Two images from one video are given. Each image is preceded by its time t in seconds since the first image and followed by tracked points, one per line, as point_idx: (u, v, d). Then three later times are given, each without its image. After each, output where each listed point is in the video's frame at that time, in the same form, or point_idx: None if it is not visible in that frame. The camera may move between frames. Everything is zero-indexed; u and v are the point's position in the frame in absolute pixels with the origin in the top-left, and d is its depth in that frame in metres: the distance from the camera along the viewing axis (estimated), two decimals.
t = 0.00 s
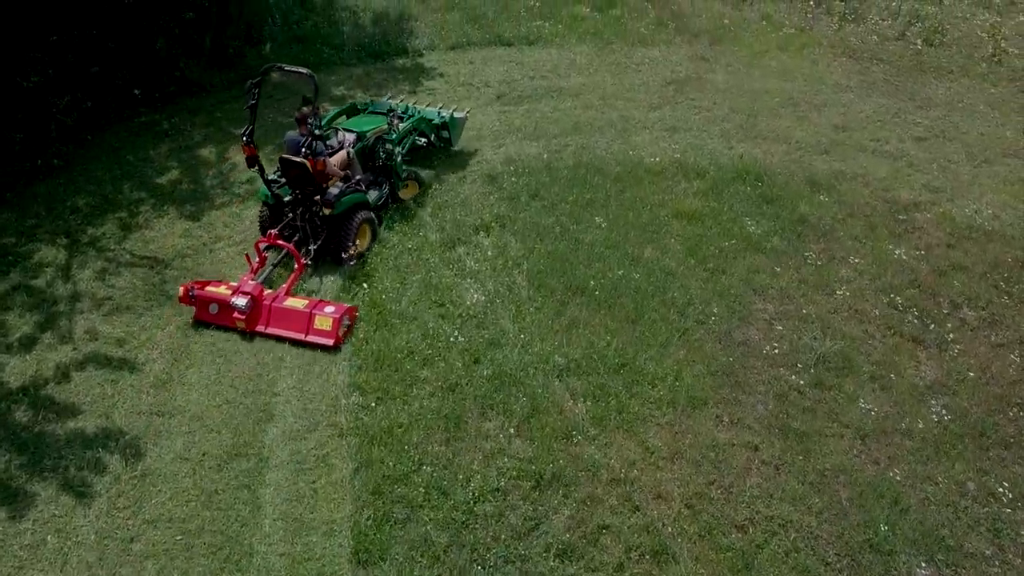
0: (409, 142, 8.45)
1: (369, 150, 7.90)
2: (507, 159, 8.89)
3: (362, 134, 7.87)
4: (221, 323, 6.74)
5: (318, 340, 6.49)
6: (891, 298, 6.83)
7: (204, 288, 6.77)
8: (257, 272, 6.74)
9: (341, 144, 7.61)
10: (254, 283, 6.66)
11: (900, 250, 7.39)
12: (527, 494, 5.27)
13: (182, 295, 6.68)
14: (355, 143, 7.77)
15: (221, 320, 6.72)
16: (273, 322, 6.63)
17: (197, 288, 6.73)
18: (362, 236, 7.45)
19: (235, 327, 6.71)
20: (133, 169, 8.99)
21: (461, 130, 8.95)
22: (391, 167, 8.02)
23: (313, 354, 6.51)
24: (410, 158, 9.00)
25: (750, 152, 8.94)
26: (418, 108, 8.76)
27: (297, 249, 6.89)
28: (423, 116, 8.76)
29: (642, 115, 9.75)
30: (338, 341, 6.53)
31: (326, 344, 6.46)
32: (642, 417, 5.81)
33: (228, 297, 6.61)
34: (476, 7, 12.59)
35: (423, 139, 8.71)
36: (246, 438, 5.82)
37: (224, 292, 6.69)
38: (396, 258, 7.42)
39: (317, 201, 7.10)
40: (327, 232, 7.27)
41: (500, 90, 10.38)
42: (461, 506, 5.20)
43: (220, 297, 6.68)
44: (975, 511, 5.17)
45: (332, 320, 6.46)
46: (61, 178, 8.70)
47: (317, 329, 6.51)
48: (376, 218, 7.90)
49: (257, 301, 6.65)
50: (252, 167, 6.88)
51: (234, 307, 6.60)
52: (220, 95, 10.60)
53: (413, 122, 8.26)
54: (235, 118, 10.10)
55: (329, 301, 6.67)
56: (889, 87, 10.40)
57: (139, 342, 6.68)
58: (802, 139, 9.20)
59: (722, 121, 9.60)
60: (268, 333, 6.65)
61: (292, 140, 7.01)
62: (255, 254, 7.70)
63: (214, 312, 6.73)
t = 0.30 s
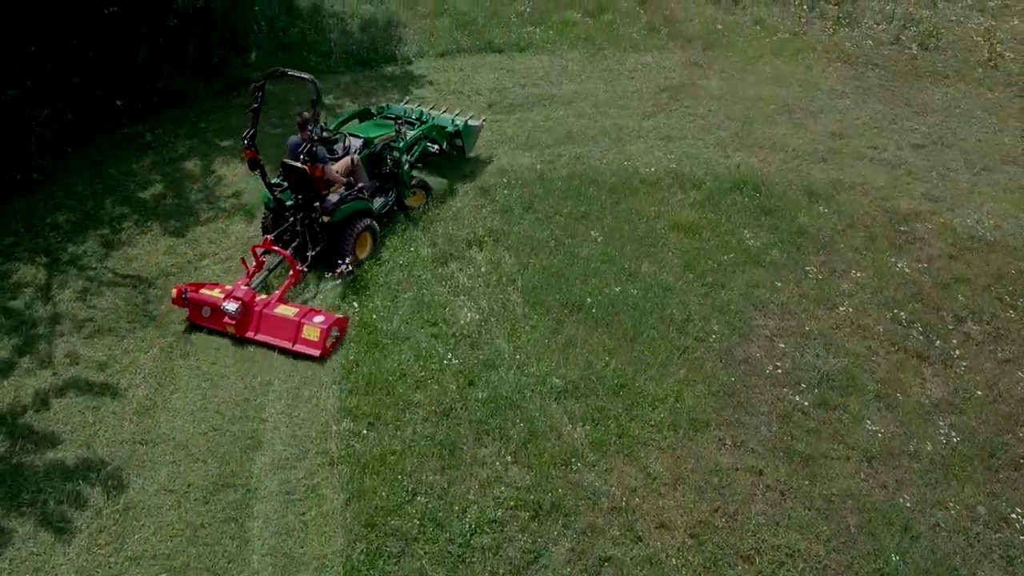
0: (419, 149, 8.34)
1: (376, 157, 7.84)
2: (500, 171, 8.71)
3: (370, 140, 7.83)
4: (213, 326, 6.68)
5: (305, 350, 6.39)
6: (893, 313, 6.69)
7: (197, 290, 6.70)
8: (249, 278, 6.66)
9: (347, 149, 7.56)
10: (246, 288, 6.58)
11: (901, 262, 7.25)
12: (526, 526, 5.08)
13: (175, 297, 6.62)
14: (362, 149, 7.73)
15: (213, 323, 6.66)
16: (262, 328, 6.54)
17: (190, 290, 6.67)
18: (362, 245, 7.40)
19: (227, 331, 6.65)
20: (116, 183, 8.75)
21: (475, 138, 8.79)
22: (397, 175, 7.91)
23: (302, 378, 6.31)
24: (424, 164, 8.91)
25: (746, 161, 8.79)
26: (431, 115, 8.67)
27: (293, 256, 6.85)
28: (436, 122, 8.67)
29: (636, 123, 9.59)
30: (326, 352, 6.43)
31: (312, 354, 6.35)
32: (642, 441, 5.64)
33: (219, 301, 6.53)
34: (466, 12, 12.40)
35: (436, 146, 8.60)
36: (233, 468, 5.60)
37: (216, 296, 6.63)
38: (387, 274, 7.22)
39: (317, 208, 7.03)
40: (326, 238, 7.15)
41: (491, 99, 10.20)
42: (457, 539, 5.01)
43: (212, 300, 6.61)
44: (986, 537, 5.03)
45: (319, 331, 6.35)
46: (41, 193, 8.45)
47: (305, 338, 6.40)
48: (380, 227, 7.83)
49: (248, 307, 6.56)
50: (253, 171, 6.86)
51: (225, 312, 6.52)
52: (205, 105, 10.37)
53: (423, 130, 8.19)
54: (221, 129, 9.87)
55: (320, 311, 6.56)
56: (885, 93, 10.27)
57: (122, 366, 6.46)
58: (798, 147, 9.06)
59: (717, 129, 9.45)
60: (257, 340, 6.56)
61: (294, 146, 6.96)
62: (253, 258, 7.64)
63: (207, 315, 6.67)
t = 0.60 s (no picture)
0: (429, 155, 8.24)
1: (381, 163, 7.72)
2: (491, 182, 8.54)
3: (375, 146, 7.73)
4: (205, 328, 6.70)
5: (290, 359, 6.34)
6: (894, 327, 6.57)
7: (190, 292, 6.72)
8: (241, 282, 6.66)
9: (351, 155, 7.47)
10: (237, 292, 6.58)
11: (901, 274, 7.13)
12: (524, 557, 4.91)
13: (168, 298, 6.65)
14: (367, 155, 7.64)
15: (205, 326, 6.68)
16: (250, 334, 6.52)
17: (184, 291, 6.70)
18: (362, 252, 7.27)
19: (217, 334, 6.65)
20: (96, 198, 8.51)
21: (488, 145, 8.70)
22: (402, 182, 7.81)
23: (290, 402, 6.12)
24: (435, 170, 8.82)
25: (741, 170, 8.66)
26: (445, 120, 8.57)
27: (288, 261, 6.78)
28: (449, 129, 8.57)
29: (629, 131, 9.44)
30: (311, 360, 6.36)
31: (296, 363, 6.30)
32: (642, 465, 5.48)
33: (209, 304, 6.54)
34: (454, 18, 12.21)
35: (448, 152, 8.50)
36: (219, 499, 5.40)
37: (207, 298, 6.64)
38: (377, 291, 7.04)
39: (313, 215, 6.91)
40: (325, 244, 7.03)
41: (482, 107, 10.03)
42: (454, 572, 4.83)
43: (203, 303, 6.62)
44: (996, 561, 4.90)
45: (304, 340, 6.28)
46: (18, 209, 8.19)
47: (290, 347, 6.35)
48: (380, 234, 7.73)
49: (237, 312, 6.54)
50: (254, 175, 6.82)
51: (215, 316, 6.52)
52: (188, 116, 10.14)
53: (432, 136, 8.08)
54: (204, 140, 9.65)
55: (309, 318, 6.51)
56: (880, 98, 10.17)
57: (103, 391, 6.24)
58: (794, 155, 8.94)
59: (711, 137, 9.31)
60: (245, 345, 6.54)
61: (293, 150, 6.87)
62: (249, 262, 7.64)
63: (199, 317, 6.69)
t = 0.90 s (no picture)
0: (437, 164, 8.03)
1: (384, 170, 7.64)
2: (477, 192, 8.39)
3: (378, 152, 7.65)
4: (193, 328, 6.72)
5: (269, 364, 6.29)
6: (888, 337, 6.47)
7: (181, 290, 6.76)
8: (230, 283, 6.68)
9: (354, 161, 7.37)
10: (224, 293, 6.59)
11: (894, 282, 7.03)
12: None
13: (159, 294, 6.71)
14: (370, 162, 7.55)
15: (193, 325, 6.71)
16: (234, 336, 6.51)
17: (175, 289, 6.75)
18: (357, 258, 7.19)
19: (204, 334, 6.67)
20: (71, 214, 8.28)
21: (500, 155, 8.50)
22: (405, 191, 7.69)
23: (273, 426, 5.93)
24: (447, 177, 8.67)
25: (730, 177, 8.55)
26: (457, 129, 8.40)
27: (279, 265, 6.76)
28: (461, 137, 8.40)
29: (617, 138, 9.31)
30: (290, 367, 6.30)
31: (275, 369, 6.25)
32: (637, 485, 5.34)
33: (197, 303, 6.56)
34: (437, 23, 12.04)
35: (458, 161, 8.31)
36: (200, 530, 5.21)
37: (197, 297, 6.67)
38: (362, 308, 6.86)
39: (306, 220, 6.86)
40: (319, 249, 6.96)
41: (467, 115, 9.87)
42: None
43: (191, 302, 6.65)
44: None
45: (284, 347, 6.23)
46: None
47: (271, 353, 6.30)
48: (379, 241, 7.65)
49: (223, 313, 6.54)
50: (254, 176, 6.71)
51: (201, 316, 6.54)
52: (167, 126, 9.91)
53: (439, 144, 7.89)
54: (183, 152, 9.43)
55: (293, 325, 6.47)
56: (868, 102, 10.10)
57: (80, 417, 6.03)
58: (783, 161, 8.84)
59: (699, 143, 9.21)
60: (229, 347, 6.53)
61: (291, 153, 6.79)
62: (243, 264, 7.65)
63: (188, 316, 6.73)
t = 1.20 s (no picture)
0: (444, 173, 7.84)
1: (387, 176, 7.54)
2: (462, 202, 8.25)
3: (383, 158, 7.54)
4: (184, 326, 6.75)
5: (250, 369, 6.27)
6: (879, 347, 6.39)
7: (175, 287, 6.80)
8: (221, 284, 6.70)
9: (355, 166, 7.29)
10: (213, 293, 6.60)
11: (884, 290, 6.96)
12: None
13: (152, 291, 6.76)
14: (372, 167, 7.46)
15: (184, 323, 6.74)
16: (220, 337, 6.51)
17: (169, 286, 6.80)
18: (353, 264, 7.12)
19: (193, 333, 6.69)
20: (43, 229, 8.05)
21: (512, 165, 8.22)
22: (407, 198, 7.57)
23: (253, 449, 5.76)
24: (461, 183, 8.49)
25: (717, 184, 8.46)
26: (469, 136, 8.18)
27: (270, 268, 6.73)
28: (472, 145, 8.17)
29: (602, 144, 9.20)
30: (271, 373, 6.27)
31: (255, 374, 6.24)
32: (628, 505, 5.21)
33: (187, 302, 6.59)
34: (418, 28, 11.89)
35: (468, 170, 8.10)
36: (179, 560, 5.03)
37: (189, 295, 6.71)
38: (345, 324, 6.70)
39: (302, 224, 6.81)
40: (314, 254, 6.89)
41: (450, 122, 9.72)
42: None
43: (182, 300, 6.69)
44: None
45: (266, 352, 6.20)
46: None
47: (252, 357, 6.28)
48: (380, 249, 7.56)
49: (210, 314, 6.55)
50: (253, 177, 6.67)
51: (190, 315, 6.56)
52: (142, 137, 9.70)
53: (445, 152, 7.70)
54: (159, 164, 9.22)
55: (277, 329, 6.45)
56: (853, 105, 10.04)
57: (52, 442, 5.83)
58: (769, 166, 8.76)
59: (685, 149, 9.11)
60: (215, 348, 6.54)
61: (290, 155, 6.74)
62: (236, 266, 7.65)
63: (179, 314, 6.76)
